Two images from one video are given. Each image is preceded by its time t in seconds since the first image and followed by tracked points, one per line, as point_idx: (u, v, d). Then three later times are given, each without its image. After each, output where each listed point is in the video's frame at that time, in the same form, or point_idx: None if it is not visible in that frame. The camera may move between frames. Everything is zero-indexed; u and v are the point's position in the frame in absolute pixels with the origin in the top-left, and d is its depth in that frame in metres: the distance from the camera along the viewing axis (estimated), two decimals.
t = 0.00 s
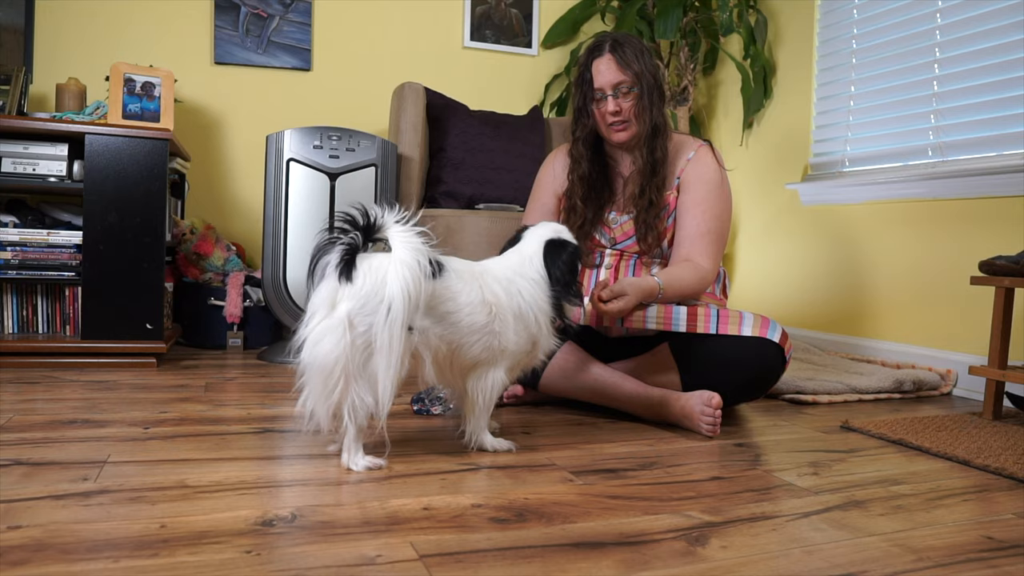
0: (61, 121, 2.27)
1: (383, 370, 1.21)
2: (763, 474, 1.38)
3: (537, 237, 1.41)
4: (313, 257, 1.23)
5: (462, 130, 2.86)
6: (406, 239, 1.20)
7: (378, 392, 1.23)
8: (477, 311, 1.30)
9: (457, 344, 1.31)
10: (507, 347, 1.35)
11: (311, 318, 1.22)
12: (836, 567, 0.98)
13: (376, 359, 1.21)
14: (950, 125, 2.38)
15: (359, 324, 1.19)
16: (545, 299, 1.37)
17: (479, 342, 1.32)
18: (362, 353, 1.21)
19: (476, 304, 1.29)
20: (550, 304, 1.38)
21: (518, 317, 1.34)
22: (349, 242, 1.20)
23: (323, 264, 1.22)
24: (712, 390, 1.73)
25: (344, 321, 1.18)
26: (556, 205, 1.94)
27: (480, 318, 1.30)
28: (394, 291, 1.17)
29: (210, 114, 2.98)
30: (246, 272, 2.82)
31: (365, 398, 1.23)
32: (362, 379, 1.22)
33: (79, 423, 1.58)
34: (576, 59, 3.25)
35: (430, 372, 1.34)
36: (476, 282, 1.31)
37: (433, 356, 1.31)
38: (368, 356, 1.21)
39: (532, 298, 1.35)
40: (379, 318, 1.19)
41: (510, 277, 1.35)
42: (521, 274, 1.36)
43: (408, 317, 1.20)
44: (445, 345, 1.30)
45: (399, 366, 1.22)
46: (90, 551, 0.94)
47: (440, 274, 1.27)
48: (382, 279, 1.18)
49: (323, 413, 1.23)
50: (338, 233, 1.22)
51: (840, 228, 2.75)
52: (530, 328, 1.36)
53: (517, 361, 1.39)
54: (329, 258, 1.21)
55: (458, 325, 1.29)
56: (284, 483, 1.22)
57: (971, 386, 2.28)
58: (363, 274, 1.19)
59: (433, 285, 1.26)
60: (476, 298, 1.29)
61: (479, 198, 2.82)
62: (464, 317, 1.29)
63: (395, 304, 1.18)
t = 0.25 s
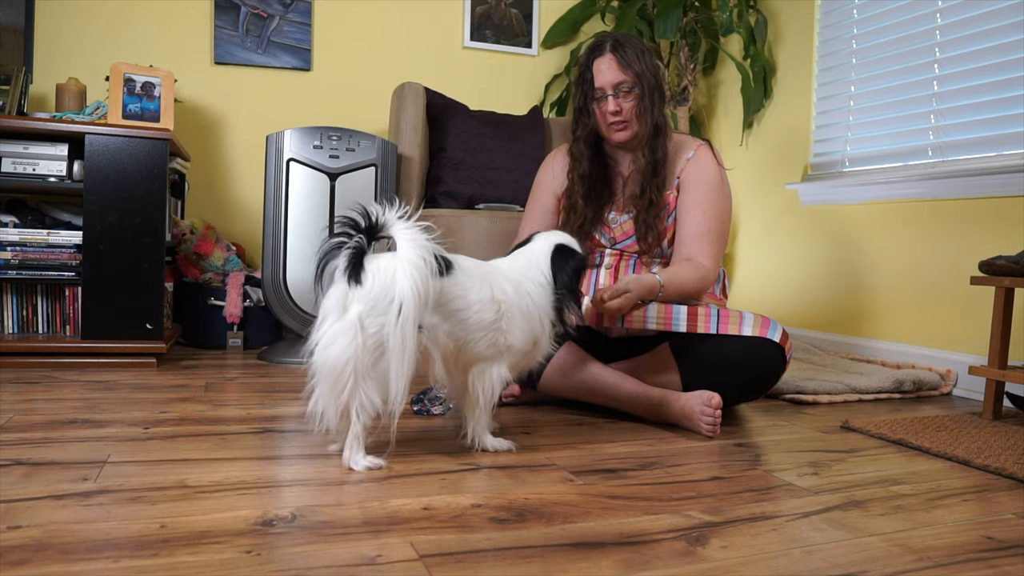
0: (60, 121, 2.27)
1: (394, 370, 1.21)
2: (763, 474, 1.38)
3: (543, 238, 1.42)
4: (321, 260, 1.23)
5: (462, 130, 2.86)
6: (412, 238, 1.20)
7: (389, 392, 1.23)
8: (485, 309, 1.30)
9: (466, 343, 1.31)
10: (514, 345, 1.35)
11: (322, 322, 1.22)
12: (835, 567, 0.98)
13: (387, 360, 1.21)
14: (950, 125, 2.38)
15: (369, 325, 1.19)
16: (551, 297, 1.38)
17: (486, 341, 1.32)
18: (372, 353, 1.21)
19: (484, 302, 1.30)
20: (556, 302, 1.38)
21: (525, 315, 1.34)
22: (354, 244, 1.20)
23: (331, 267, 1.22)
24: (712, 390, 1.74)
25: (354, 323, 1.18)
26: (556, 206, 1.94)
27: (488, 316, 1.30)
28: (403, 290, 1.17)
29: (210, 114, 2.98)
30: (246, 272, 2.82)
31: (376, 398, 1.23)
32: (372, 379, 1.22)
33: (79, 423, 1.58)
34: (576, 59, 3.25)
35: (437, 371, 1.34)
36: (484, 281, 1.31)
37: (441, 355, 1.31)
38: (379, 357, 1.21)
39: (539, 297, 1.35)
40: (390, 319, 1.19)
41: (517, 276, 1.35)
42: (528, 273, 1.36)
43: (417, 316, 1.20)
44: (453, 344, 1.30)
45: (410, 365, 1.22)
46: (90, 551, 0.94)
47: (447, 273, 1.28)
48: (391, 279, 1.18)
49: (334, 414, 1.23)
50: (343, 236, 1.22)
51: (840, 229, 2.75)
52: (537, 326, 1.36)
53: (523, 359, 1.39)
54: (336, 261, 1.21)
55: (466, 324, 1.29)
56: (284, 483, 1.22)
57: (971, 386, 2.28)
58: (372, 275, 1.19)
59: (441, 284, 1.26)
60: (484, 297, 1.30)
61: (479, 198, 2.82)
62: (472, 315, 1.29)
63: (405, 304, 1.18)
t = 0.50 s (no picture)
0: (61, 121, 2.27)
1: (398, 370, 1.21)
2: (763, 474, 1.38)
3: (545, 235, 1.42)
4: (324, 264, 1.23)
5: (462, 130, 2.86)
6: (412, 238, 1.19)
7: (393, 392, 1.23)
8: (488, 308, 1.30)
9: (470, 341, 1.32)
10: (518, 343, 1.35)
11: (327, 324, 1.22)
12: (835, 567, 0.98)
13: (391, 360, 1.21)
14: (950, 125, 2.38)
15: (372, 325, 1.19)
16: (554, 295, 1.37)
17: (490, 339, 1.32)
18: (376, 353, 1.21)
19: (487, 302, 1.30)
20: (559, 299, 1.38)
21: (529, 314, 1.34)
22: (354, 246, 1.20)
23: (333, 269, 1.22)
24: (712, 390, 1.73)
25: (358, 324, 1.19)
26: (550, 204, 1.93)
27: (491, 315, 1.30)
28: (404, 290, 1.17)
29: (210, 114, 2.98)
30: (246, 272, 2.82)
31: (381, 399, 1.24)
32: (377, 379, 1.22)
33: (79, 423, 1.58)
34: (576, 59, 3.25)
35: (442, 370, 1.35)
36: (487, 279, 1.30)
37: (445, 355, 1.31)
38: (383, 357, 1.21)
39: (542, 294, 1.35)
40: (392, 319, 1.19)
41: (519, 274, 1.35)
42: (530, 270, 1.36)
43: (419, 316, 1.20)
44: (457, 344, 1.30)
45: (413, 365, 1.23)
46: (90, 551, 0.94)
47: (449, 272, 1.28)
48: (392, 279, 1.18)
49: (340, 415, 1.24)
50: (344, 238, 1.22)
51: (840, 228, 2.75)
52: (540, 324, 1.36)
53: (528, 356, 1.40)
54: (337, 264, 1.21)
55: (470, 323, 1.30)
56: (284, 483, 1.22)
57: (971, 386, 2.28)
58: (373, 276, 1.19)
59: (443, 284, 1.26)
60: (487, 296, 1.30)
61: (479, 198, 2.82)
62: (475, 314, 1.29)
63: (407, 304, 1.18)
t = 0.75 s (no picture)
0: (61, 121, 2.27)
1: (390, 369, 1.21)
2: (763, 474, 1.38)
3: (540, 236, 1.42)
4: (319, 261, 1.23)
5: (462, 130, 2.86)
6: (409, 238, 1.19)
7: (385, 392, 1.23)
8: (483, 309, 1.30)
9: (464, 343, 1.32)
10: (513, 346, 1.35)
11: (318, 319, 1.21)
12: (835, 567, 0.98)
13: (383, 359, 1.21)
14: (949, 125, 2.38)
15: (365, 323, 1.19)
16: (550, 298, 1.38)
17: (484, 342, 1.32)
18: (368, 352, 1.21)
19: (482, 305, 1.30)
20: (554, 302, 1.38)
21: (525, 316, 1.34)
22: (353, 243, 1.20)
23: (329, 266, 1.22)
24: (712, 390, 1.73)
25: (351, 321, 1.18)
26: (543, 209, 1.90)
27: (486, 316, 1.30)
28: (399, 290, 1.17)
29: (210, 114, 2.98)
30: (246, 272, 2.82)
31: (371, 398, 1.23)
32: (369, 378, 1.22)
33: (79, 423, 1.58)
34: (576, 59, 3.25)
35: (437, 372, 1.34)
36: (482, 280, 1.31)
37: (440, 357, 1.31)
38: (375, 356, 1.21)
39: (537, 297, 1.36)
40: (385, 317, 1.18)
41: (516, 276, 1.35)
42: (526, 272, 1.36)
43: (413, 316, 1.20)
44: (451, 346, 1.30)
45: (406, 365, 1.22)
46: (90, 551, 0.94)
47: (444, 274, 1.28)
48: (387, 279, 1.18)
49: (330, 413, 1.23)
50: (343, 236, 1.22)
51: (840, 228, 2.75)
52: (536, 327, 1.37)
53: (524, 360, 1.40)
54: (334, 261, 1.21)
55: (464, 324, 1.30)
56: (284, 483, 1.22)
57: (971, 386, 2.28)
58: (369, 274, 1.18)
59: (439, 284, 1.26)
60: (482, 299, 1.30)
61: (479, 198, 2.82)
62: (469, 316, 1.30)
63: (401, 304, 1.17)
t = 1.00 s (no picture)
0: (61, 121, 2.27)
1: (385, 369, 1.21)
2: (763, 474, 1.38)
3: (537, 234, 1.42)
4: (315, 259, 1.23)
5: (462, 130, 2.86)
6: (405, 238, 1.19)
7: (380, 392, 1.23)
8: (479, 310, 1.30)
9: (460, 343, 1.31)
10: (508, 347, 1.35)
11: (313, 319, 1.21)
12: (835, 567, 0.98)
13: (377, 359, 1.21)
14: (949, 125, 2.38)
15: (360, 322, 1.19)
16: (547, 299, 1.37)
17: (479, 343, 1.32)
18: (363, 352, 1.21)
19: (478, 306, 1.30)
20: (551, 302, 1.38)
21: (521, 316, 1.34)
22: (348, 242, 1.20)
23: (325, 264, 1.22)
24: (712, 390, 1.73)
25: (345, 321, 1.18)
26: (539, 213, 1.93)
27: (482, 317, 1.30)
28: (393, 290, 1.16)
29: (210, 114, 2.98)
30: (246, 272, 2.82)
31: (367, 398, 1.23)
32: (364, 378, 1.22)
33: (79, 423, 1.58)
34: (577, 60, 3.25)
35: (434, 372, 1.34)
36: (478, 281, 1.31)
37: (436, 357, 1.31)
38: (370, 355, 1.21)
39: (534, 297, 1.35)
40: (380, 317, 1.18)
41: (513, 277, 1.35)
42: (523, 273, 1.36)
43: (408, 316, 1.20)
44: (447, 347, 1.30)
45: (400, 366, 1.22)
46: (90, 551, 0.94)
47: (439, 274, 1.28)
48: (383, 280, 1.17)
49: (326, 413, 1.23)
50: (338, 234, 1.22)
51: (840, 228, 2.75)
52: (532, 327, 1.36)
53: (520, 360, 1.40)
54: (330, 259, 1.21)
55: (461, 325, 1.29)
56: (284, 483, 1.22)
57: (971, 386, 2.28)
58: (364, 273, 1.18)
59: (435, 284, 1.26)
60: (478, 300, 1.30)
61: (478, 198, 2.82)
62: (466, 317, 1.29)
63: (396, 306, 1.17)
